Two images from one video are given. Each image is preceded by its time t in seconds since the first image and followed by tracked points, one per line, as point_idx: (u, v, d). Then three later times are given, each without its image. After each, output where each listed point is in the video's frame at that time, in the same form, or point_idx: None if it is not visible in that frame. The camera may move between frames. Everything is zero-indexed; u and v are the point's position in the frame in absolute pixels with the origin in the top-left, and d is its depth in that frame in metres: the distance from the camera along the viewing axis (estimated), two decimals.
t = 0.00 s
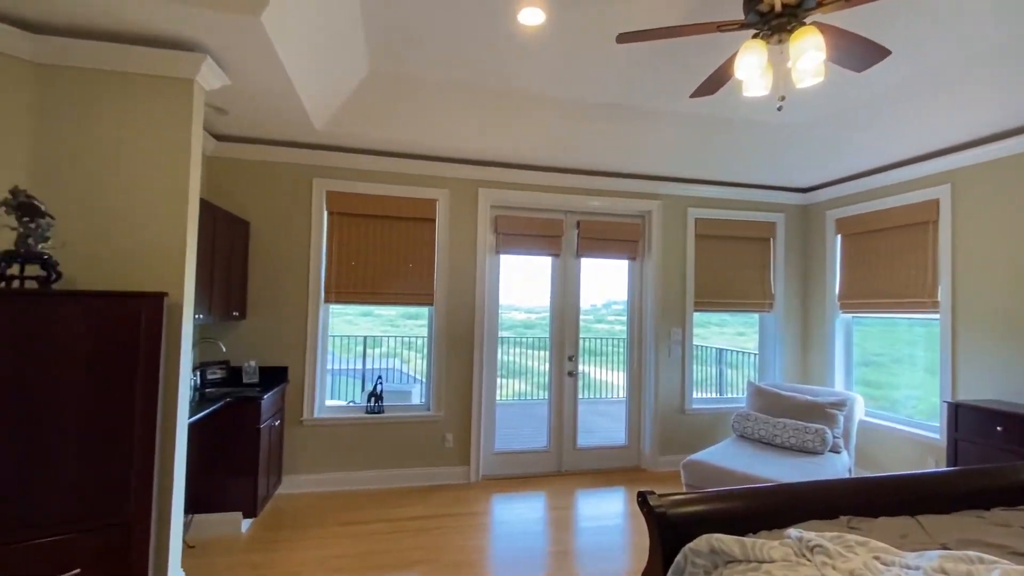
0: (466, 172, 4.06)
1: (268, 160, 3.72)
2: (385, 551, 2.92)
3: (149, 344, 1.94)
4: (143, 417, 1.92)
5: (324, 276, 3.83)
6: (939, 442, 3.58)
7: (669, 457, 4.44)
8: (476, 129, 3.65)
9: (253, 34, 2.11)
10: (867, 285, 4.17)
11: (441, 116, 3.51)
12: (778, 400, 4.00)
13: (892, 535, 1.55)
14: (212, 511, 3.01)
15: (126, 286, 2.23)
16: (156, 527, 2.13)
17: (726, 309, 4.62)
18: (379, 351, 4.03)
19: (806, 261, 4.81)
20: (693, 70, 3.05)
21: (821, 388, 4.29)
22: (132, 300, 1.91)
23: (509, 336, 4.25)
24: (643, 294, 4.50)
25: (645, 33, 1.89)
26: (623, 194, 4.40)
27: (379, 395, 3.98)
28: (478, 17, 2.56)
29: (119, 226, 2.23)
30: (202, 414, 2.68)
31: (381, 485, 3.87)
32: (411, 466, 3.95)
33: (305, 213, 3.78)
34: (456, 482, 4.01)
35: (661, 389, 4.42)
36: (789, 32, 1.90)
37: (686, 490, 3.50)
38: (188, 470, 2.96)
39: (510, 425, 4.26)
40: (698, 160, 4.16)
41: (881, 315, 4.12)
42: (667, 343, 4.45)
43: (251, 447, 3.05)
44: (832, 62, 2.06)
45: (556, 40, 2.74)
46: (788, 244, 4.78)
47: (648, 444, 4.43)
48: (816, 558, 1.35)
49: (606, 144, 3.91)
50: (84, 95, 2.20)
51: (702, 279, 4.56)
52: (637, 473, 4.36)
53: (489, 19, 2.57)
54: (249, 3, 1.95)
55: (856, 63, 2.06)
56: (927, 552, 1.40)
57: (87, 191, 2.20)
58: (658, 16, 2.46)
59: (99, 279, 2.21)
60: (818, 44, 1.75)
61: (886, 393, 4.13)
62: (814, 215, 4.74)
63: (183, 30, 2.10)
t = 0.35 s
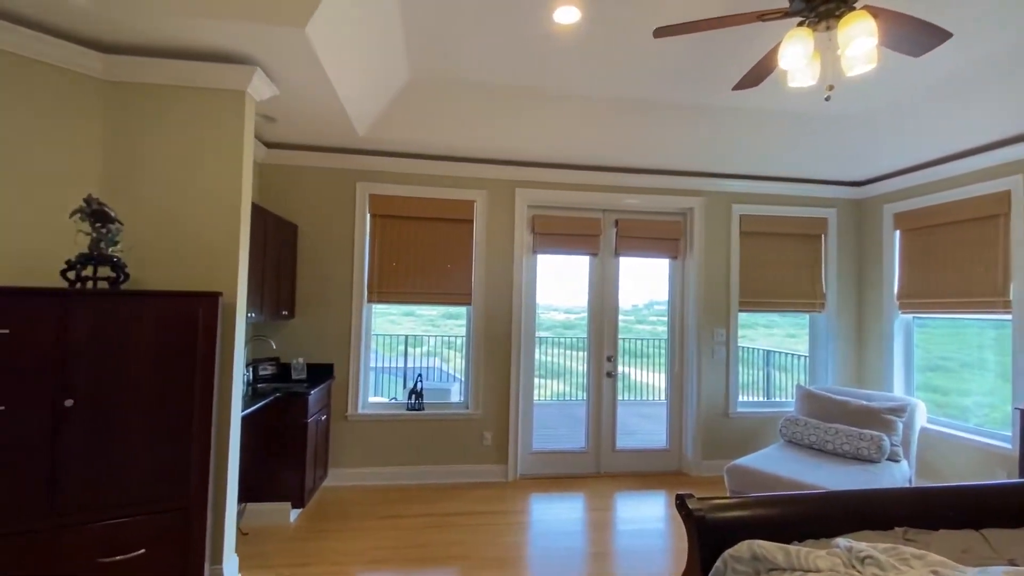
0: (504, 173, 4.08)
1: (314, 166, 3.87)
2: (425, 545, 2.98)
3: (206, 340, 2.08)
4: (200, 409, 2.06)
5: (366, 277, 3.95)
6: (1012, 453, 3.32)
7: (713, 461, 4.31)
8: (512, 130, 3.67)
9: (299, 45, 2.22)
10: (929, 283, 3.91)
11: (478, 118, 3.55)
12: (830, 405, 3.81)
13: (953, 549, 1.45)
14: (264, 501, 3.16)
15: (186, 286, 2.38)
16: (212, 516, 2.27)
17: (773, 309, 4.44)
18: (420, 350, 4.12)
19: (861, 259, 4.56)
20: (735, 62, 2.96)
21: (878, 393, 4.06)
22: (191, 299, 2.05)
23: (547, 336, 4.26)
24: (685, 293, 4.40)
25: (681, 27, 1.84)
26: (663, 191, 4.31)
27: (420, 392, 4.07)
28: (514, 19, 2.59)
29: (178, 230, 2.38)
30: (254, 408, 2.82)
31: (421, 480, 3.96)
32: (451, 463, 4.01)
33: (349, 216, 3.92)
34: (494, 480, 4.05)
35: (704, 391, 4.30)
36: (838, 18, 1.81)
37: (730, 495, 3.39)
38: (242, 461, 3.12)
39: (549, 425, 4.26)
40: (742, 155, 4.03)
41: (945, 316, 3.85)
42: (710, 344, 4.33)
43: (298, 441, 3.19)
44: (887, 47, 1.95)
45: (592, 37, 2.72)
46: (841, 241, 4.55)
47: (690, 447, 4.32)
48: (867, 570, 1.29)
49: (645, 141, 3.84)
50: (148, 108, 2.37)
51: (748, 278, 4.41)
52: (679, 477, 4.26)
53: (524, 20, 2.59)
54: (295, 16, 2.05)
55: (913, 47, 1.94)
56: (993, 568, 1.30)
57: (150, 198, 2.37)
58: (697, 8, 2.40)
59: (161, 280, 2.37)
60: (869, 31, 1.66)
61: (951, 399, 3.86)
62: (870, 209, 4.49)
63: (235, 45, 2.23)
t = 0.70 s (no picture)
0: (540, 173, 4.08)
1: (355, 170, 3.99)
2: (462, 542, 3.02)
3: (257, 340, 2.18)
4: (251, 405, 2.16)
5: (405, 277, 4.04)
6: None
7: (757, 467, 4.16)
8: (547, 130, 3.67)
9: (340, 54, 2.29)
10: (996, 282, 3.65)
11: (514, 119, 3.57)
12: (884, 410, 3.61)
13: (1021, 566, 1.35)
14: (309, 494, 3.28)
15: (236, 287, 2.50)
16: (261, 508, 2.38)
17: (821, 309, 4.25)
18: (457, 350, 4.17)
19: (919, 256, 4.30)
20: (778, 53, 2.86)
21: (938, 399, 3.82)
22: (243, 300, 2.15)
23: (584, 336, 4.23)
24: (727, 293, 4.27)
25: (721, 20, 1.80)
26: (704, 188, 4.20)
27: (457, 391, 4.12)
28: (549, 18, 2.59)
29: (229, 234, 2.50)
30: (300, 404, 2.94)
31: (459, 478, 4.01)
32: (487, 462, 4.05)
33: (388, 219, 4.01)
34: (531, 480, 4.05)
35: (748, 394, 4.16)
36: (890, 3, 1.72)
37: (775, 503, 3.27)
38: (289, 455, 3.25)
39: (586, 426, 4.23)
40: (787, 149, 3.87)
41: (1015, 316, 3.58)
42: (754, 345, 4.18)
43: (341, 437, 3.30)
44: (945, 31, 1.84)
45: (628, 34, 2.69)
46: (896, 237, 4.31)
47: (733, 451, 4.19)
48: None
49: (684, 138, 3.76)
50: (202, 119, 2.51)
51: (794, 277, 4.24)
52: (721, 482, 4.14)
53: (559, 19, 2.59)
54: (338, 25, 2.12)
55: (977, 31, 1.81)
56: None
57: (204, 204, 2.50)
58: None
59: (214, 281, 2.49)
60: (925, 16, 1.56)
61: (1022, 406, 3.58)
62: (928, 203, 4.23)
63: (282, 56, 2.33)
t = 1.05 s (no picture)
0: (574, 172, 4.05)
1: (393, 173, 4.07)
2: (498, 542, 3.03)
3: (300, 338, 2.26)
4: (295, 401, 2.24)
5: (441, 278, 4.09)
6: None
7: (803, 474, 4.00)
8: (583, 129, 3.64)
9: (380, 60, 2.34)
10: None
11: (548, 119, 3.55)
12: (943, 417, 3.40)
13: None
14: (350, 490, 3.37)
15: (281, 288, 2.60)
16: (305, 502, 2.46)
17: (872, 309, 4.04)
18: (492, 350, 4.20)
19: (981, 253, 4.03)
20: (825, 42, 2.74)
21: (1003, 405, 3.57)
22: (287, 299, 2.23)
23: (619, 337, 4.18)
24: (770, 293, 4.13)
25: (764, 10, 1.74)
26: (745, 184, 4.06)
27: (492, 391, 4.15)
28: (584, 15, 2.56)
29: (274, 236, 2.60)
30: (340, 401, 3.02)
31: (494, 478, 4.03)
32: (522, 462, 4.05)
33: (424, 220, 4.07)
34: (566, 481, 4.02)
35: (793, 398, 3.99)
36: None
37: (823, 512, 3.14)
38: (330, 451, 3.35)
39: (622, 428, 4.17)
40: (835, 142, 3.71)
41: None
42: (800, 348, 4.01)
43: (379, 434, 3.37)
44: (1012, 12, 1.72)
45: (665, 28, 2.64)
46: (956, 233, 4.05)
47: (776, 457, 4.04)
48: None
49: (724, 134, 3.65)
50: (249, 127, 2.62)
51: (842, 276, 4.05)
52: (764, 489, 4.00)
53: (594, 16, 2.57)
54: (376, 32, 2.17)
55: None
56: None
57: (251, 208, 2.61)
58: None
59: (260, 282, 2.60)
60: None
61: None
62: (992, 196, 3.96)
63: (323, 64, 2.40)
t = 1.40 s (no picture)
0: (609, 170, 3.99)
1: (427, 175, 4.12)
2: (532, 543, 3.01)
3: (340, 337, 2.31)
4: (336, 399, 2.29)
5: (475, 278, 4.10)
6: None
7: (852, 482, 3.81)
8: (618, 126, 3.58)
9: (416, 63, 2.37)
10: None
11: (582, 117, 3.52)
12: (1009, 425, 3.18)
13: None
14: (387, 487, 3.42)
15: (322, 288, 2.66)
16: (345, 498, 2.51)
17: (929, 310, 3.82)
18: (525, 350, 4.18)
19: None
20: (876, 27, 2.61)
21: None
22: (328, 299, 2.28)
23: (655, 338, 4.09)
24: (816, 293, 3.95)
25: None
26: (789, 180, 3.90)
27: (526, 391, 4.13)
28: (620, 8, 2.52)
29: (315, 238, 2.67)
30: (378, 400, 3.07)
31: (529, 478, 4.01)
32: (557, 463, 4.02)
33: (458, 221, 4.10)
34: (602, 484, 3.97)
35: (842, 403, 3.82)
36: None
37: (874, 523, 2.98)
38: (368, 449, 3.42)
39: (659, 431, 4.08)
40: (886, 133, 3.52)
41: None
42: (849, 350, 3.83)
43: (415, 432, 3.41)
44: None
45: (704, 18, 2.57)
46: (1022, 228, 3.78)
47: (823, 464, 3.87)
48: None
49: (766, 127, 3.52)
50: (291, 132, 2.70)
51: (894, 275, 3.84)
52: (809, 497, 3.83)
53: (630, 9, 2.52)
54: (412, 34, 2.19)
55: None
56: None
57: (292, 211, 2.69)
58: None
59: (301, 283, 2.67)
60: None
61: None
62: None
63: (361, 68, 2.45)
